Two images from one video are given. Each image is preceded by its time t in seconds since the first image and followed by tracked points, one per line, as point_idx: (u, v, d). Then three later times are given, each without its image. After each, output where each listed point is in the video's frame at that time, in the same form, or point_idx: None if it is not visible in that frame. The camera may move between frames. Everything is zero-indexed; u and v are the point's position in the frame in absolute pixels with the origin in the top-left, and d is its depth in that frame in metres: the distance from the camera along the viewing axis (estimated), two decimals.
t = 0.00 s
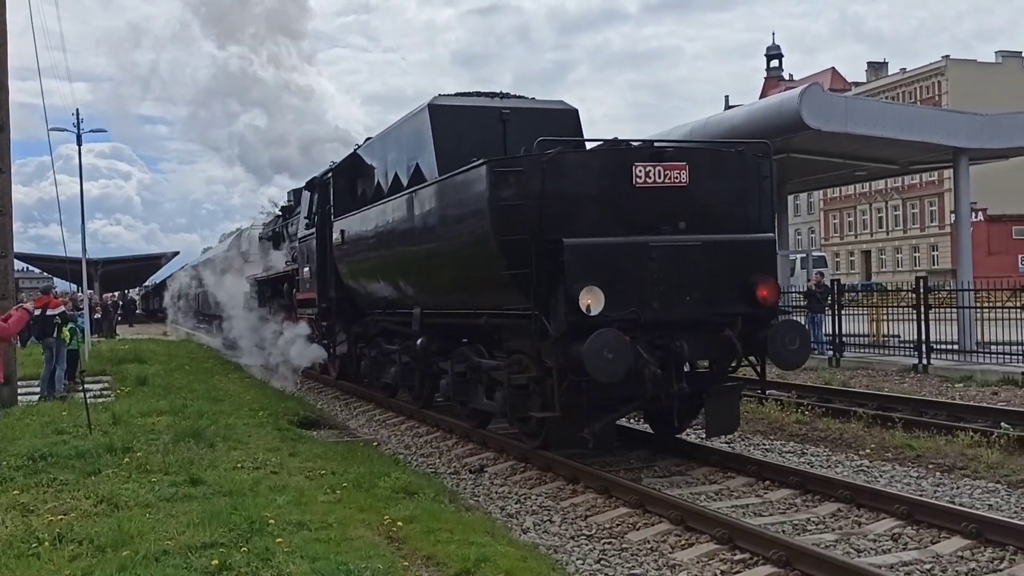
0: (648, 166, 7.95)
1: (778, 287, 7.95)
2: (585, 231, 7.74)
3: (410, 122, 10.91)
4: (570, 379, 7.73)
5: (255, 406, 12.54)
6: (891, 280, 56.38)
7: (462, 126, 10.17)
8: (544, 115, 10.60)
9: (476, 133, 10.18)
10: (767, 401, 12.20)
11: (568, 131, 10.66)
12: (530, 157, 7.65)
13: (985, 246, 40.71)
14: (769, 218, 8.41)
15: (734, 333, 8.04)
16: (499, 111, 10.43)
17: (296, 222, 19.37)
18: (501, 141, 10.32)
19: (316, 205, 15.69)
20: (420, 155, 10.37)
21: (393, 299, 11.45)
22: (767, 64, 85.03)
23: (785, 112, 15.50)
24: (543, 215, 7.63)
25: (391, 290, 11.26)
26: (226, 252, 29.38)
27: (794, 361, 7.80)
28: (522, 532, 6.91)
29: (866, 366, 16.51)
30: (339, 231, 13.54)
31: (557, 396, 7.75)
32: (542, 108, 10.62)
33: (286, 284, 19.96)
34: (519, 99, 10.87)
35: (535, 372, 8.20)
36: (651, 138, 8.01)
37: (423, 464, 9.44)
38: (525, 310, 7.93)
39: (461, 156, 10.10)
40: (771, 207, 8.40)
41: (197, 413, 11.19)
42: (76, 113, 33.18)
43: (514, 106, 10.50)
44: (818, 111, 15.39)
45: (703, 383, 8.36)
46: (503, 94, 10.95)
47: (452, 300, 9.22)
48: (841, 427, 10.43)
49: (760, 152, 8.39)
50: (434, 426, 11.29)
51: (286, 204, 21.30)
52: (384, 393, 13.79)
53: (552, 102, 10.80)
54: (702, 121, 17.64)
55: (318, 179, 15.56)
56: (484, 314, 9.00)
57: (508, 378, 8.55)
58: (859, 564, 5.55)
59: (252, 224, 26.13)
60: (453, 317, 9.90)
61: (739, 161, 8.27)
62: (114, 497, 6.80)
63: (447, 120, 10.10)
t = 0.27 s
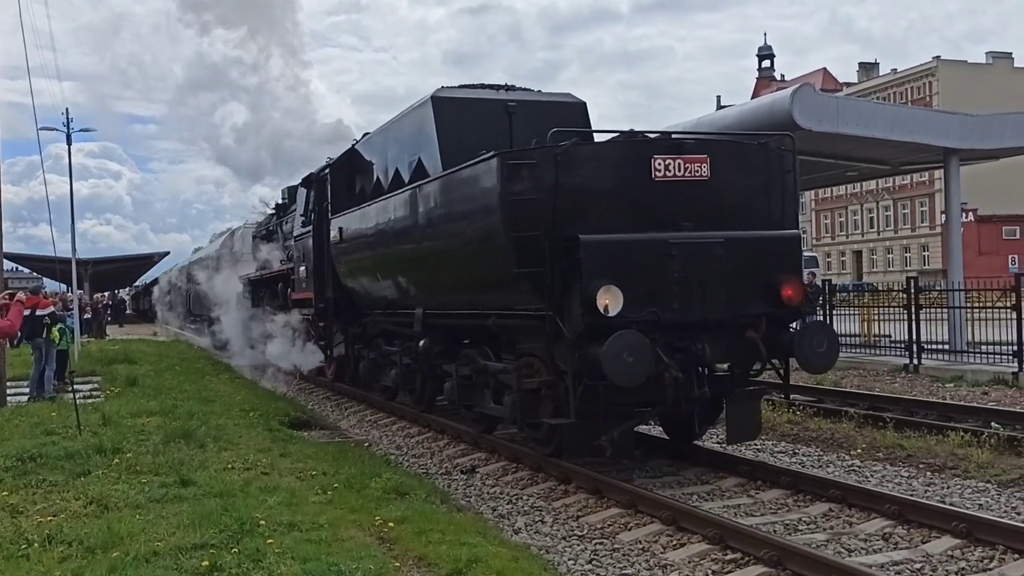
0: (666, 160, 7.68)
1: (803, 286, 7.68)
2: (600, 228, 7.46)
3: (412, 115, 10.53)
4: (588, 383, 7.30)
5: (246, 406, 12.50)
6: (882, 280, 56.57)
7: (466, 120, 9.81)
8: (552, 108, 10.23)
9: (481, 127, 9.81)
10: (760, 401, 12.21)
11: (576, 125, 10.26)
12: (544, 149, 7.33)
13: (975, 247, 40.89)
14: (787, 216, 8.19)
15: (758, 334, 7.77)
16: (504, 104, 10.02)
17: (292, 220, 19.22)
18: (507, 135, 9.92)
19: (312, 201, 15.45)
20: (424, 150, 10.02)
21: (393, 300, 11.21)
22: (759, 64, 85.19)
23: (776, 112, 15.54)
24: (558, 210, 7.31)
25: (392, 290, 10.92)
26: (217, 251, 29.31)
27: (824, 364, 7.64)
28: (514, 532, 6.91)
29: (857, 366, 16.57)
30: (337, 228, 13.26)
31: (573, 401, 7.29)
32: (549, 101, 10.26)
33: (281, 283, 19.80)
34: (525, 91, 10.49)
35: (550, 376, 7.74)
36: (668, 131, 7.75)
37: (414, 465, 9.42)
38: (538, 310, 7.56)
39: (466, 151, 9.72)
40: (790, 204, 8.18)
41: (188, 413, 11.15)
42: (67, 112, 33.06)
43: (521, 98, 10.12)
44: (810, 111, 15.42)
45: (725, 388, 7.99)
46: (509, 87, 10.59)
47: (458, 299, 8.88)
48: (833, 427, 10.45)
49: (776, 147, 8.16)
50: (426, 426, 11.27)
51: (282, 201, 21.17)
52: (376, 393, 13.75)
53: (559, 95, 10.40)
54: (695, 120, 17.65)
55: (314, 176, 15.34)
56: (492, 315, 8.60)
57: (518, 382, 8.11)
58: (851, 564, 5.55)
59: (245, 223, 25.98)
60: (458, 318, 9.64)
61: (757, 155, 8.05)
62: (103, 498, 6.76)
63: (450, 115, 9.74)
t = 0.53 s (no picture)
0: (688, 152, 7.36)
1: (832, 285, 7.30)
2: (618, 224, 7.14)
3: (415, 108, 10.13)
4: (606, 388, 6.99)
5: (238, 406, 12.50)
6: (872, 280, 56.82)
7: (472, 114, 9.37)
8: (560, 100, 9.80)
9: (487, 121, 9.39)
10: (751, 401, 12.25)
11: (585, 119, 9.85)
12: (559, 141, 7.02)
13: (965, 247, 41.11)
14: (814, 210, 7.82)
15: (783, 336, 7.41)
16: (511, 97, 9.62)
17: (288, 219, 19.17)
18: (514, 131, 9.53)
19: (310, 198, 15.29)
20: (427, 145, 9.59)
21: (394, 300, 11.07)
22: (750, 65, 85.41)
23: (767, 113, 15.62)
24: (574, 205, 6.98)
25: (395, 290, 10.63)
26: (209, 250, 29.29)
27: (854, 367, 7.30)
28: (506, 532, 6.94)
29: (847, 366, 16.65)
30: (335, 226, 13.06)
31: (591, 406, 7.02)
32: (556, 93, 9.85)
33: (277, 283, 19.70)
34: (532, 83, 10.07)
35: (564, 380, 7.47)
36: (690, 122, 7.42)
37: (406, 465, 9.42)
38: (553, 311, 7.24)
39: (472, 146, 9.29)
40: (817, 197, 7.82)
41: (179, 414, 11.14)
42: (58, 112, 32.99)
43: (528, 91, 9.70)
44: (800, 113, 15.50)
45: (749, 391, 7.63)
46: (515, 79, 10.16)
47: (467, 298, 8.62)
48: (824, 426, 10.49)
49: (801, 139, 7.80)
50: (418, 426, 11.27)
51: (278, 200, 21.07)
52: (369, 393, 13.74)
53: (568, 86, 9.98)
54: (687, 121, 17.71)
55: (311, 173, 15.20)
56: (502, 316, 8.34)
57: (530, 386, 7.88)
58: (842, 562, 5.58)
59: (239, 222, 25.89)
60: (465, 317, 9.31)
61: (782, 147, 7.69)
62: (95, 498, 6.75)
63: (455, 109, 9.30)
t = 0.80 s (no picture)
0: (712, 144, 6.99)
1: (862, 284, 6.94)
2: (638, 221, 6.82)
3: (417, 101, 9.97)
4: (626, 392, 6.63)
5: (225, 407, 12.45)
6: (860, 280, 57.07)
7: (477, 107, 9.23)
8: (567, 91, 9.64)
9: (493, 113, 9.24)
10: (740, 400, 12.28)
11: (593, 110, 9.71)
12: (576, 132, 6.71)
13: (952, 247, 41.35)
14: (839, 208, 7.54)
15: (813, 338, 7.01)
16: (517, 88, 9.49)
17: (281, 217, 19.13)
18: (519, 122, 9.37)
19: (305, 195, 15.21)
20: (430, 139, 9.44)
21: (392, 300, 10.97)
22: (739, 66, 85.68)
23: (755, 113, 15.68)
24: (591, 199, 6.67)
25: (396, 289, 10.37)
26: (198, 250, 29.23)
27: (888, 371, 6.95)
28: (495, 533, 6.97)
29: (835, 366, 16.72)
30: (332, 223, 12.94)
31: (609, 411, 6.65)
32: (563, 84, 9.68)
33: (270, 282, 19.63)
34: (537, 74, 9.91)
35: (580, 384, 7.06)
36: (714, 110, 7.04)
37: (395, 465, 9.41)
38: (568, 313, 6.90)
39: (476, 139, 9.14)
40: (844, 192, 7.51)
41: (167, 414, 11.09)
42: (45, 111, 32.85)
43: (533, 82, 9.55)
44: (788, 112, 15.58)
45: (774, 396, 7.19)
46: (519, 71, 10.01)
47: (475, 299, 8.28)
48: (813, 425, 10.52)
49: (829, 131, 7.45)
50: (407, 426, 11.26)
51: (270, 198, 21.01)
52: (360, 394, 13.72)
53: (574, 78, 9.86)
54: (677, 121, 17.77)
55: (306, 170, 15.11)
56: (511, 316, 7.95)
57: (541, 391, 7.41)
58: (829, 561, 5.60)
59: (231, 221, 25.82)
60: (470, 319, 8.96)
61: (810, 141, 7.36)
62: (81, 500, 6.72)
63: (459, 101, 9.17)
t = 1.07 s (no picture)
0: (737, 134, 6.60)
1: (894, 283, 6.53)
2: (659, 216, 6.44)
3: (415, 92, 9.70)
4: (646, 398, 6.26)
5: (209, 408, 12.39)
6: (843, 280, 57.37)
7: (478, 98, 8.94)
8: (572, 84, 9.35)
9: (495, 105, 8.94)
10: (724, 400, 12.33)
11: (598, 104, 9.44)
12: (593, 120, 6.36)
13: (935, 247, 41.65)
14: (868, 205, 7.13)
15: (842, 340, 6.59)
16: (520, 80, 9.19)
17: (271, 215, 19.10)
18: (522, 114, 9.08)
19: (297, 191, 15.17)
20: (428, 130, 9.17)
21: (386, 300, 10.91)
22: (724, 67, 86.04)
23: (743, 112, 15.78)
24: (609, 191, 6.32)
25: (391, 286, 10.19)
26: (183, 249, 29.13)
27: (922, 375, 6.52)
28: (480, 533, 6.99)
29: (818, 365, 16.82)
30: (325, 220, 12.87)
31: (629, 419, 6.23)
32: (567, 76, 9.39)
33: (259, 281, 19.57)
34: (541, 66, 9.63)
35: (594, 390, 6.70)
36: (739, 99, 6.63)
37: (380, 466, 9.40)
38: (584, 313, 6.55)
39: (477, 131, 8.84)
40: (874, 185, 7.13)
41: (150, 416, 11.03)
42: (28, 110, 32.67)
43: (537, 74, 9.26)
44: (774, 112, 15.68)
45: (797, 402, 6.83)
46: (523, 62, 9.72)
47: (480, 298, 7.98)
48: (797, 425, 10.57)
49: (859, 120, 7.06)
50: (392, 427, 11.24)
51: (260, 196, 20.98)
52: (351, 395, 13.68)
53: (579, 70, 9.57)
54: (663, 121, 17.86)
55: (298, 165, 15.08)
56: (520, 317, 7.60)
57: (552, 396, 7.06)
58: (814, 560, 5.62)
59: (217, 218, 25.73)
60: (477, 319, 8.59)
61: (841, 132, 6.94)
62: (63, 501, 6.67)
63: (460, 91, 8.86)
